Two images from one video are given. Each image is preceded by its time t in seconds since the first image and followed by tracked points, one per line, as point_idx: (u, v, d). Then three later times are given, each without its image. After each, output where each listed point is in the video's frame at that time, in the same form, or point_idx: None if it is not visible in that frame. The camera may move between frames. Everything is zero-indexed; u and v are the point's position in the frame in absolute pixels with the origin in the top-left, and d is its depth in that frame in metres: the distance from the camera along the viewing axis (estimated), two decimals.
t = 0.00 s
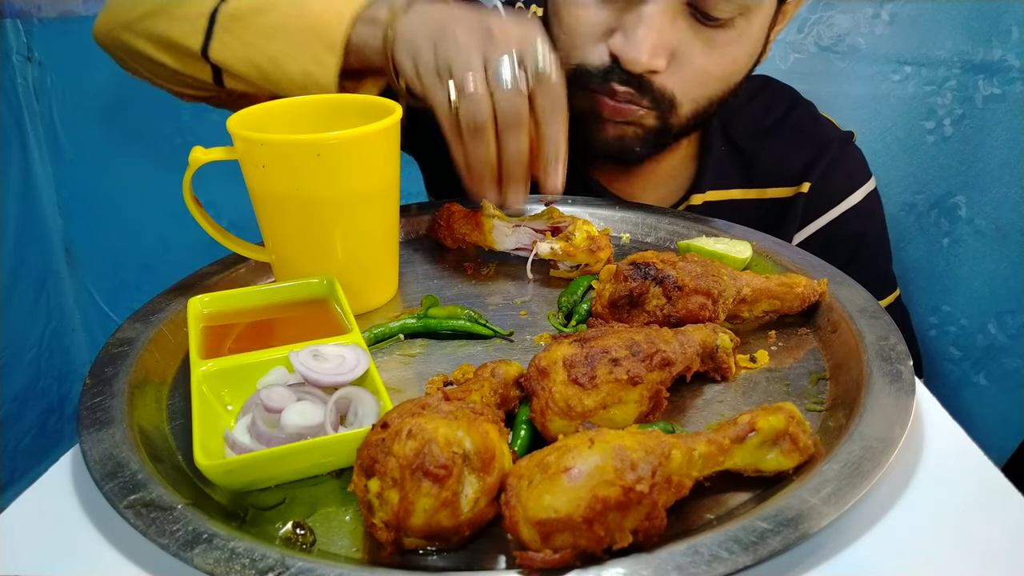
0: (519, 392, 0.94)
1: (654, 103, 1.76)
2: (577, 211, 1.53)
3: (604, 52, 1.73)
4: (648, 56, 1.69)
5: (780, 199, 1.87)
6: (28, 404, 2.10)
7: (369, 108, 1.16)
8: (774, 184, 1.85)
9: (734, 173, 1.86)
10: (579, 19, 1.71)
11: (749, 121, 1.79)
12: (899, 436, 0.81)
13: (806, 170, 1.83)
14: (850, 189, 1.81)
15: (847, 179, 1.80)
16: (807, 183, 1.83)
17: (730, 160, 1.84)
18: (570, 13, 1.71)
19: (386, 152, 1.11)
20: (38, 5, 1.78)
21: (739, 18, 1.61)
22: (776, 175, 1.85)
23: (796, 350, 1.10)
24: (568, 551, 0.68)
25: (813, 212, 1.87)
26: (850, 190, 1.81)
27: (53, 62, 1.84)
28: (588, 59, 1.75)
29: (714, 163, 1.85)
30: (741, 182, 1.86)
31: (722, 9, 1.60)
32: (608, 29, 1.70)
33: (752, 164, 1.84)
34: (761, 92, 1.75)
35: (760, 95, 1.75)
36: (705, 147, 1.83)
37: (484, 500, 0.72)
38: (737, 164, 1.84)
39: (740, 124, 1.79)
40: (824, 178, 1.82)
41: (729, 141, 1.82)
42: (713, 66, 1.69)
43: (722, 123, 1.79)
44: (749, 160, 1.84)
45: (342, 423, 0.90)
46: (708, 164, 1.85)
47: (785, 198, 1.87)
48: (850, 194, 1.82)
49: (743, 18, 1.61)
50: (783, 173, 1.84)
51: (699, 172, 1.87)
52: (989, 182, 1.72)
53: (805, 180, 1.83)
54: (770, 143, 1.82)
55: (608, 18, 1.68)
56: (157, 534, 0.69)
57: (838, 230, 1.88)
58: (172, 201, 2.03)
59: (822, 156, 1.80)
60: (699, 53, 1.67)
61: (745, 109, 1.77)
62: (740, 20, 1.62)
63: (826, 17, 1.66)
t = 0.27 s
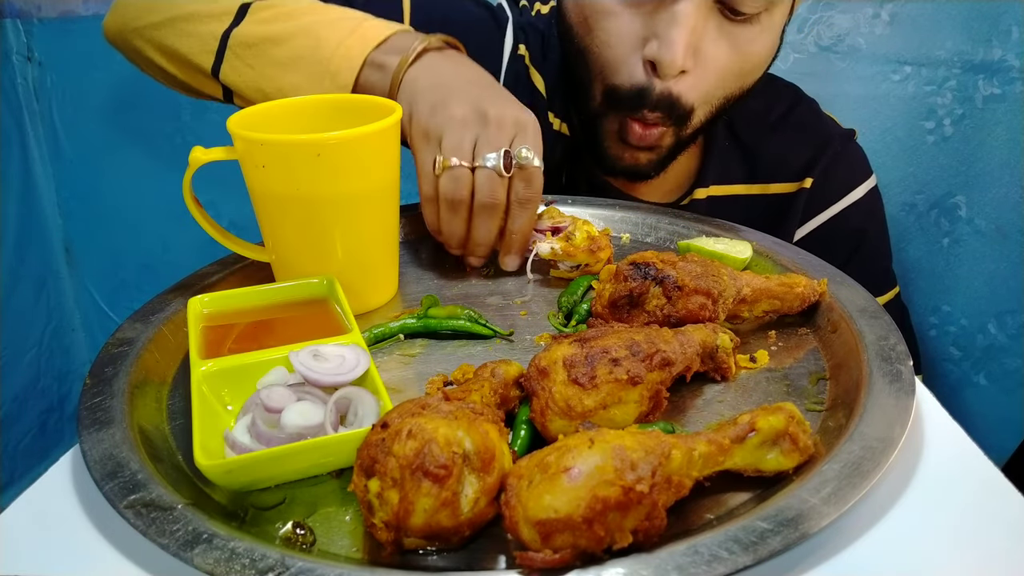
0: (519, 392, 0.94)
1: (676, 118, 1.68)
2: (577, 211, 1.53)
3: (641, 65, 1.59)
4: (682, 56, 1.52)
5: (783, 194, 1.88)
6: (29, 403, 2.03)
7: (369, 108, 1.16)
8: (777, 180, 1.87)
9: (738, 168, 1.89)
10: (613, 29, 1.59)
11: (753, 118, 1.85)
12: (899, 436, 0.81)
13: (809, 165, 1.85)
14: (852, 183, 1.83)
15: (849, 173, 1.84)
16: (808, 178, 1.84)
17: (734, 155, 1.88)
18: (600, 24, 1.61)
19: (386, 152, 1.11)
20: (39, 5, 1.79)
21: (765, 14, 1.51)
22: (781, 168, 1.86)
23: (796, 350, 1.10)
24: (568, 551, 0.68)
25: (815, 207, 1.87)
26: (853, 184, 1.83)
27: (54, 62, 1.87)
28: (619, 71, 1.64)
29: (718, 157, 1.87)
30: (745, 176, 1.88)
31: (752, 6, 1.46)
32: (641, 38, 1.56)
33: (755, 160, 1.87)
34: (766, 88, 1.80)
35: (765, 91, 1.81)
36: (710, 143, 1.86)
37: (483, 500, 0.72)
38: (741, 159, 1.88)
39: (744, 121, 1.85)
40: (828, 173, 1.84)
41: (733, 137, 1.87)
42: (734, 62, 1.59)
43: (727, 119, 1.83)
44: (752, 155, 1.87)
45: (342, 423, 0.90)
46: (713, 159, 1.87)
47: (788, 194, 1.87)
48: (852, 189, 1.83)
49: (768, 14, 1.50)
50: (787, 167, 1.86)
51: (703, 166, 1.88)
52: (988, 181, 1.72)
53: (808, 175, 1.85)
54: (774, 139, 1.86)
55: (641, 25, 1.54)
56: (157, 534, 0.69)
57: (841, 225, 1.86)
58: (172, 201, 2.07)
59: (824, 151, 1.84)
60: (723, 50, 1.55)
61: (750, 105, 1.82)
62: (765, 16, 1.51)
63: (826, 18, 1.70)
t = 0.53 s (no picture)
0: (519, 392, 0.94)
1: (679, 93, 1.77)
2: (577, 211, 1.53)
3: (624, 41, 1.75)
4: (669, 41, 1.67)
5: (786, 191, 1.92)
6: (28, 404, 2.06)
7: (368, 108, 1.16)
8: (778, 178, 1.91)
9: (740, 166, 1.91)
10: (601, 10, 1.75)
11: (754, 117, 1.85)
12: (899, 436, 0.81)
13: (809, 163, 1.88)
14: (851, 182, 1.85)
15: (850, 172, 1.85)
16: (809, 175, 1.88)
17: (735, 152, 1.90)
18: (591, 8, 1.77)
19: (386, 152, 1.11)
20: (38, 5, 1.80)
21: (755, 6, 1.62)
22: (782, 165, 1.90)
23: (796, 350, 1.10)
24: (568, 551, 0.68)
25: (813, 206, 1.92)
26: (853, 182, 1.85)
27: (53, 62, 1.87)
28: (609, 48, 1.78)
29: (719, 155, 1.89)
30: (746, 174, 1.91)
31: None
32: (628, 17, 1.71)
33: (757, 157, 1.89)
34: (765, 88, 1.80)
35: (766, 91, 1.81)
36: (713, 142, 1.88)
37: (484, 500, 0.72)
38: (742, 156, 1.90)
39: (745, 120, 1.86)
40: (828, 172, 1.86)
41: (735, 136, 1.88)
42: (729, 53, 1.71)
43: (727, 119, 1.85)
44: (754, 153, 1.89)
45: (342, 423, 0.90)
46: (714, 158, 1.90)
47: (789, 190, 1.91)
48: (852, 188, 1.86)
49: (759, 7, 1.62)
50: (789, 164, 1.89)
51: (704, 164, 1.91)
52: (989, 181, 1.73)
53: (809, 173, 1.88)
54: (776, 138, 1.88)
55: (630, 5, 1.70)
56: (157, 534, 0.69)
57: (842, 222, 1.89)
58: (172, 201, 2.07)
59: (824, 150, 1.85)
60: (715, 41, 1.67)
61: (750, 105, 1.83)
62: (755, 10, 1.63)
63: (827, 17, 1.70)
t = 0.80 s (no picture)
0: (519, 392, 0.94)
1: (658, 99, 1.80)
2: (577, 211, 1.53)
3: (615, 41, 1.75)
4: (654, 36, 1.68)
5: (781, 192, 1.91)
6: (28, 404, 2.05)
7: (368, 109, 1.16)
8: (776, 178, 1.90)
9: (737, 168, 1.91)
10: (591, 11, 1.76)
11: (750, 117, 1.85)
12: (899, 436, 0.81)
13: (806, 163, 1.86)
14: (848, 183, 1.84)
15: (847, 172, 1.84)
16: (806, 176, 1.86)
17: (733, 153, 1.90)
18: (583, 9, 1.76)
19: (386, 151, 1.11)
20: (38, 5, 1.80)
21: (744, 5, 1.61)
22: (779, 167, 1.88)
23: (796, 349, 1.10)
24: (568, 551, 0.68)
25: (811, 207, 1.90)
26: (849, 184, 1.84)
27: (53, 62, 1.87)
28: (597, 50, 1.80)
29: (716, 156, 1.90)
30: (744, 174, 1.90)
31: None
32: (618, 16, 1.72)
33: (754, 158, 1.89)
34: (761, 88, 1.80)
35: (761, 91, 1.81)
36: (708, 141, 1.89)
37: (484, 500, 0.72)
38: (739, 157, 1.89)
39: (741, 120, 1.86)
40: (825, 172, 1.85)
41: (731, 136, 1.88)
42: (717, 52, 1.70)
43: (723, 118, 1.86)
44: (751, 154, 1.88)
45: (342, 423, 0.90)
46: (711, 159, 1.90)
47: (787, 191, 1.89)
48: (848, 189, 1.84)
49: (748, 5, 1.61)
50: (785, 165, 1.88)
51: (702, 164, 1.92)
52: (989, 182, 1.73)
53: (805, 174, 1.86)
54: (773, 138, 1.87)
55: (618, 5, 1.71)
56: (157, 534, 0.69)
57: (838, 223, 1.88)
58: (172, 201, 2.06)
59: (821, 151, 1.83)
60: (700, 39, 1.67)
61: (745, 105, 1.83)
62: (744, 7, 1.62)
63: (826, 18, 1.70)
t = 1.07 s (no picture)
0: (519, 392, 0.95)
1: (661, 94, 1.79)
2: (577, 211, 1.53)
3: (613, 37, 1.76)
4: (656, 39, 1.65)
5: (780, 192, 1.93)
6: (29, 404, 2.05)
7: (369, 109, 1.16)
8: (775, 178, 1.92)
9: (737, 168, 1.94)
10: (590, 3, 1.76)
11: (749, 117, 1.90)
12: (899, 436, 0.81)
13: (805, 163, 1.89)
14: (846, 182, 1.86)
15: (846, 171, 1.86)
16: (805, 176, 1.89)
17: (733, 154, 1.94)
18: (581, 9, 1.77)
19: (386, 151, 1.11)
20: (38, 5, 1.80)
21: (746, 8, 1.60)
22: (777, 167, 1.91)
23: (796, 350, 1.10)
24: (568, 551, 0.68)
25: (809, 207, 1.92)
26: (847, 183, 1.87)
27: (53, 62, 1.87)
28: (595, 41, 1.80)
29: (716, 156, 1.94)
30: (743, 175, 1.93)
31: None
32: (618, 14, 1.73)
33: (753, 158, 1.92)
34: (760, 87, 1.85)
35: (761, 90, 1.86)
36: (708, 140, 1.94)
37: (483, 500, 0.72)
38: (739, 157, 1.93)
39: (740, 120, 1.91)
40: (823, 171, 1.88)
41: (731, 136, 1.93)
42: (721, 55, 1.71)
43: (722, 117, 1.91)
44: (750, 153, 1.92)
45: (342, 423, 0.90)
46: (711, 159, 1.94)
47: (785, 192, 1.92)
48: (847, 188, 1.87)
49: (749, 8, 1.60)
50: (783, 165, 1.91)
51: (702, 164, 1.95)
52: (989, 182, 1.73)
53: (804, 173, 1.89)
54: (772, 138, 1.90)
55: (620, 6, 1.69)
56: (157, 534, 0.69)
57: (837, 223, 1.90)
58: (172, 201, 2.06)
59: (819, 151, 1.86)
60: (703, 41, 1.67)
61: (744, 105, 1.89)
62: (746, 10, 1.61)
63: (826, 18, 1.71)
